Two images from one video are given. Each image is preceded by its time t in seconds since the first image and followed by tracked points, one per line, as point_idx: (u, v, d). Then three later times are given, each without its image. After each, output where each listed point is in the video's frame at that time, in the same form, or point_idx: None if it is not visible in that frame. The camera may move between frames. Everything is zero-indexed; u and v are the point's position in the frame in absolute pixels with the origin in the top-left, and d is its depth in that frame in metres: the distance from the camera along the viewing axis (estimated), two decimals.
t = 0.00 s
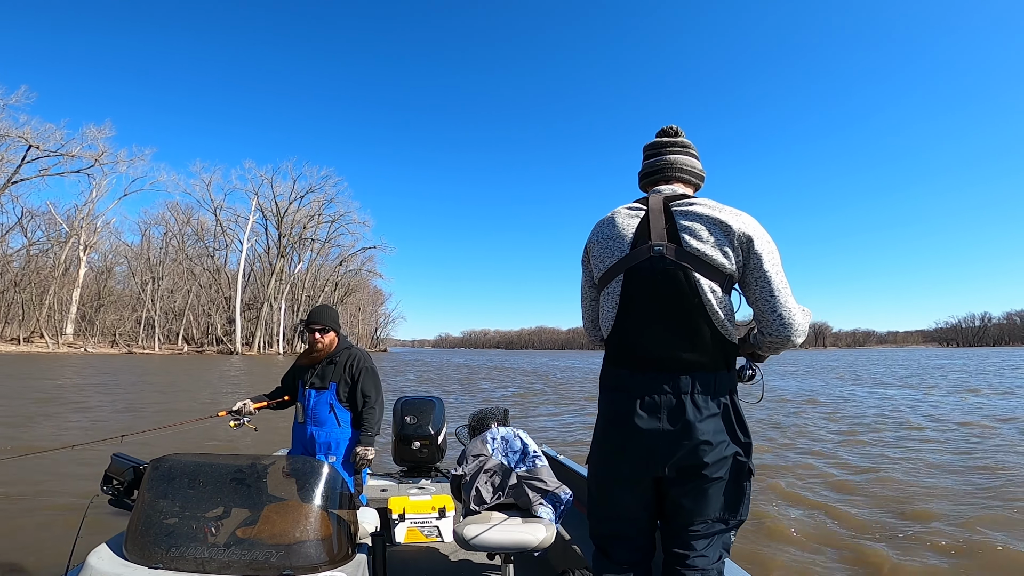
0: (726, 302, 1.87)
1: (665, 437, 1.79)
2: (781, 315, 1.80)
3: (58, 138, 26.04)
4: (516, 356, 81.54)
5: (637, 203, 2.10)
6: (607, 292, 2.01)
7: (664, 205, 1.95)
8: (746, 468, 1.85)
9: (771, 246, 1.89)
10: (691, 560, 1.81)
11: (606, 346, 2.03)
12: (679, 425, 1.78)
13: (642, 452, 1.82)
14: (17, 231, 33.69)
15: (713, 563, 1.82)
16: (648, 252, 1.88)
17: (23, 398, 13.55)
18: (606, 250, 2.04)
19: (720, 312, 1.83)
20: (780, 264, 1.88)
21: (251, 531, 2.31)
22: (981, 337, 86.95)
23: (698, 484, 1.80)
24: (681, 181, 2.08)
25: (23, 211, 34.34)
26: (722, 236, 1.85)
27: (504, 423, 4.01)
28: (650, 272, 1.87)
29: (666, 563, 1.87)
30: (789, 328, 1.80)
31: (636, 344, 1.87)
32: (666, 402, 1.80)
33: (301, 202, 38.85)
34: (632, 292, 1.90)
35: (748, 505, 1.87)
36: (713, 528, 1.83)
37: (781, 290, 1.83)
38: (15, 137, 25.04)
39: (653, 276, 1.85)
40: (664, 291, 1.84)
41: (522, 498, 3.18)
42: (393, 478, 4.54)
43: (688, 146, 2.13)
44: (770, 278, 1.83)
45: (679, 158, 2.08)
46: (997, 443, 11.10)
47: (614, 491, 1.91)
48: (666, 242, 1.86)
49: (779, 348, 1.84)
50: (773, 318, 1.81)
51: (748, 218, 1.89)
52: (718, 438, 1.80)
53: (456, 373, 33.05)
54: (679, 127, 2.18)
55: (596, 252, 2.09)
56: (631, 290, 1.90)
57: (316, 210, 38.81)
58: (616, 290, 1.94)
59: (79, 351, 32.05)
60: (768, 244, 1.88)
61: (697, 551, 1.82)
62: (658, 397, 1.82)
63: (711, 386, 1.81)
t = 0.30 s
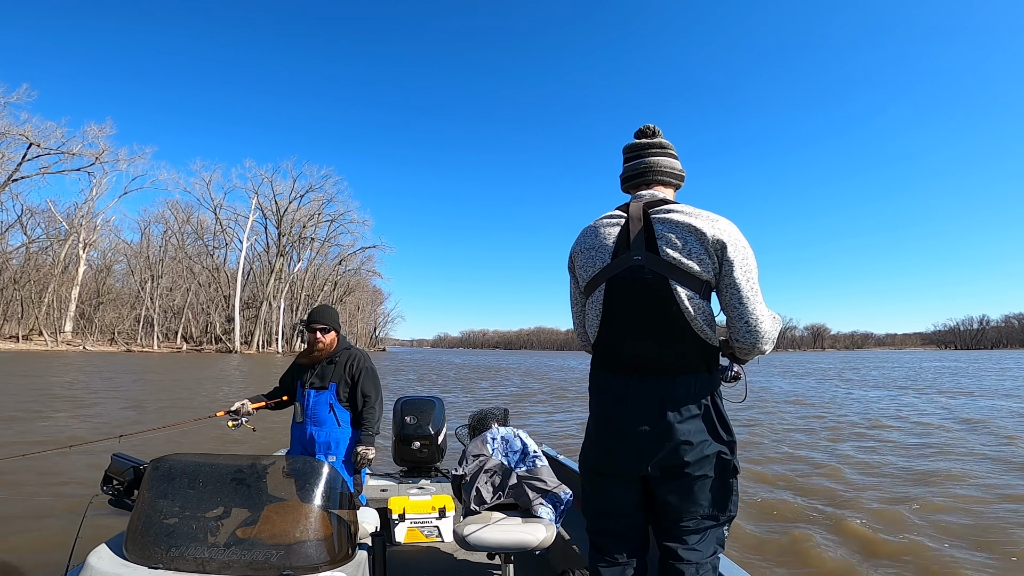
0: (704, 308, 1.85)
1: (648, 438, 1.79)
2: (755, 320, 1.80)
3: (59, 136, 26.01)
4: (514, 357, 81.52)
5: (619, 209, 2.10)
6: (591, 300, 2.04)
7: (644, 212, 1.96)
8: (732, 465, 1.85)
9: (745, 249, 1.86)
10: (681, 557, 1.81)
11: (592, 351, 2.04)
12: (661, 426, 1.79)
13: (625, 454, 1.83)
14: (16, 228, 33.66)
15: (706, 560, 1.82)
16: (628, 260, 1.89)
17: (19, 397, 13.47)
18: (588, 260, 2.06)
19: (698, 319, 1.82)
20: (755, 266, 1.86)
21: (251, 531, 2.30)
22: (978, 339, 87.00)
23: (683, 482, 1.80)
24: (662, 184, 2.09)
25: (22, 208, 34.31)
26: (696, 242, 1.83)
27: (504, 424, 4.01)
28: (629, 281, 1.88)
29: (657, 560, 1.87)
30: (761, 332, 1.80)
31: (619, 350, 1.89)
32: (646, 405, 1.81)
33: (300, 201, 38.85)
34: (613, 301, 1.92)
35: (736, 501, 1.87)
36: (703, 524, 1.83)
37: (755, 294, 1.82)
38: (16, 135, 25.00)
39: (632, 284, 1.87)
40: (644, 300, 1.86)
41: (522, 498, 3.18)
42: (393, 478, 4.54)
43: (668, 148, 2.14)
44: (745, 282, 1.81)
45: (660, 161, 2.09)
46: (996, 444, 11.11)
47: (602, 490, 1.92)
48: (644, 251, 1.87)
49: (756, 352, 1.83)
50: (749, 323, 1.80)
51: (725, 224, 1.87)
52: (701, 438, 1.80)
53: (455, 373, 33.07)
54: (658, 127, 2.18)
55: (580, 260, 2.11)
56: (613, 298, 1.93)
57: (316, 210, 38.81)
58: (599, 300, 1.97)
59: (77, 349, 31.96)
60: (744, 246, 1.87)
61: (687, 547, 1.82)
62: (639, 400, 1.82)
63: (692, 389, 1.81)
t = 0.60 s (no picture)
0: (689, 308, 1.85)
1: (639, 439, 1.79)
2: (737, 319, 1.81)
3: (58, 135, 25.97)
4: (512, 357, 81.50)
5: (602, 213, 2.10)
6: (578, 304, 2.05)
7: (626, 215, 1.96)
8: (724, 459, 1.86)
9: (725, 250, 1.87)
10: (674, 552, 1.83)
11: (581, 354, 2.04)
12: (652, 427, 1.79)
13: (618, 455, 1.83)
14: (15, 227, 33.62)
15: (699, 552, 1.84)
16: (613, 263, 1.90)
17: (18, 396, 13.46)
18: (573, 266, 2.07)
19: (683, 321, 1.82)
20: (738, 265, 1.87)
21: (251, 531, 2.31)
22: (976, 339, 87.15)
23: (675, 480, 1.81)
24: (644, 186, 2.09)
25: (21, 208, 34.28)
26: (677, 244, 1.84)
27: (504, 423, 4.01)
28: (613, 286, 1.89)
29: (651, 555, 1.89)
30: (745, 331, 1.81)
31: (607, 353, 1.89)
32: (638, 407, 1.80)
33: (299, 200, 38.81)
34: (599, 306, 1.93)
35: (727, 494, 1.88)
36: (696, 517, 1.85)
37: (738, 294, 1.83)
38: (15, 135, 24.98)
39: (617, 289, 1.88)
40: (629, 302, 1.86)
41: (522, 498, 3.18)
42: (393, 478, 4.54)
43: (650, 149, 2.14)
44: (727, 282, 1.82)
45: (642, 162, 2.09)
46: (995, 444, 11.11)
47: (595, 491, 1.92)
48: (628, 255, 1.88)
49: (741, 350, 1.84)
50: (733, 322, 1.81)
51: (704, 224, 1.88)
52: (692, 436, 1.80)
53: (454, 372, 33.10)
54: (640, 129, 2.18)
55: (565, 263, 2.12)
56: (598, 303, 1.93)
57: (315, 209, 38.78)
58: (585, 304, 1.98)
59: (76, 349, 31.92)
60: (726, 245, 1.88)
61: (681, 541, 1.84)
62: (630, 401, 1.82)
63: (680, 389, 1.81)
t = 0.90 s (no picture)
0: (680, 304, 1.87)
1: (635, 438, 1.79)
2: (736, 310, 1.82)
3: (56, 136, 25.92)
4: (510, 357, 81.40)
5: (589, 216, 2.11)
6: (570, 305, 2.05)
7: (612, 216, 1.98)
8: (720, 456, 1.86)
9: (712, 244, 1.89)
10: (673, 549, 1.85)
11: (576, 355, 2.04)
12: (648, 424, 1.79)
13: (614, 453, 1.83)
14: (13, 228, 33.61)
15: (695, 549, 1.85)
16: (602, 264, 1.91)
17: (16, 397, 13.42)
18: (565, 267, 2.06)
19: (676, 316, 1.84)
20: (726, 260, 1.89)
21: (251, 531, 2.31)
22: (974, 337, 87.23)
23: (673, 477, 1.81)
24: (629, 188, 2.10)
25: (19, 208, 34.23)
26: (664, 241, 1.86)
27: (503, 423, 4.02)
28: (607, 286, 1.89)
29: (650, 553, 1.90)
30: (741, 320, 1.82)
31: (602, 352, 1.88)
32: (633, 404, 1.80)
33: (297, 200, 38.75)
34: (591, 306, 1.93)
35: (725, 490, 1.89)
36: (693, 514, 1.86)
37: (730, 286, 1.84)
38: (13, 135, 24.93)
39: (608, 288, 1.88)
40: (620, 301, 1.86)
41: (522, 498, 3.18)
42: (393, 478, 4.54)
43: (635, 151, 2.14)
44: (717, 275, 1.84)
45: (625, 164, 2.09)
46: (995, 442, 11.10)
47: (593, 491, 1.91)
48: (616, 255, 1.89)
49: (738, 340, 1.85)
50: (727, 314, 1.83)
51: (690, 222, 1.90)
52: (688, 433, 1.80)
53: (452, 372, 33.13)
54: (624, 132, 2.19)
55: (556, 267, 2.12)
56: (590, 304, 1.94)
57: (313, 209, 38.73)
58: (577, 306, 1.98)
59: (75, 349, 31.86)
60: (713, 241, 1.90)
61: (679, 538, 1.85)
62: (627, 399, 1.82)
63: (676, 386, 1.82)
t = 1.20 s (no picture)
0: (677, 303, 1.88)
1: (632, 436, 1.80)
2: (735, 306, 1.83)
3: (52, 138, 25.89)
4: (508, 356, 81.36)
5: (586, 218, 2.12)
6: (568, 306, 2.05)
7: (609, 217, 1.98)
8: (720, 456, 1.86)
9: (709, 244, 1.90)
10: (673, 547, 1.85)
11: (574, 354, 2.04)
12: (646, 422, 1.79)
13: (612, 452, 1.83)
14: (10, 230, 33.58)
15: (695, 547, 1.85)
16: (600, 263, 1.91)
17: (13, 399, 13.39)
18: (563, 268, 2.07)
19: (673, 314, 1.85)
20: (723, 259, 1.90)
21: (251, 531, 2.30)
22: (972, 336, 87.37)
23: (672, 477, 1.82)
24: (625, 190, 2.10)
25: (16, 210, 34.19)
26: (661, 241, 1.86)
27: (503, 423, 4.02)
28: (605, 285, 1.89)
29: (650, 552, 1.91)
30: (741, 315, 1.83)
31: (599, 350, 1.89)
32: (631, 402, 1.81)
33: (295, 201, 38.76)
34: (589, 306, 1.93)
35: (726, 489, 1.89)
36: (693, 515, 1.85)
37: (728, 284, 1.85)
38: (9, 137, 24.89)
39: (605, 287, 1.89)
40: (617, 301, 1.87)
41: (522, 498, 3.18)
42: (394, 478, 4.54)
43: (630, 154, 2.14)
44: (714, 272, 1.85)
45: (621, 167, 2.09)
46: (993, 440, 11.11)
47: (593, 491, 1.91)
48: (613, 254, 1.89)
49: (737, 337, 1.86)
50: (726, 310, 1.84)
51: (685, 221, 1.90)
52: (686, 431, 1.80)
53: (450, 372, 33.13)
54: (620, 135, 2.19)
55: (553, 268, 2.13)
56: (588, 303, 1.94)
57: (311, 209, 38.71)
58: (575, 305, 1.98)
59: (73, 351, 31.81)
60: (710, 240, 1.91)
61: (678, 538, 1.86)
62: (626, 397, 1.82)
63: (674, 384, 1.82)
